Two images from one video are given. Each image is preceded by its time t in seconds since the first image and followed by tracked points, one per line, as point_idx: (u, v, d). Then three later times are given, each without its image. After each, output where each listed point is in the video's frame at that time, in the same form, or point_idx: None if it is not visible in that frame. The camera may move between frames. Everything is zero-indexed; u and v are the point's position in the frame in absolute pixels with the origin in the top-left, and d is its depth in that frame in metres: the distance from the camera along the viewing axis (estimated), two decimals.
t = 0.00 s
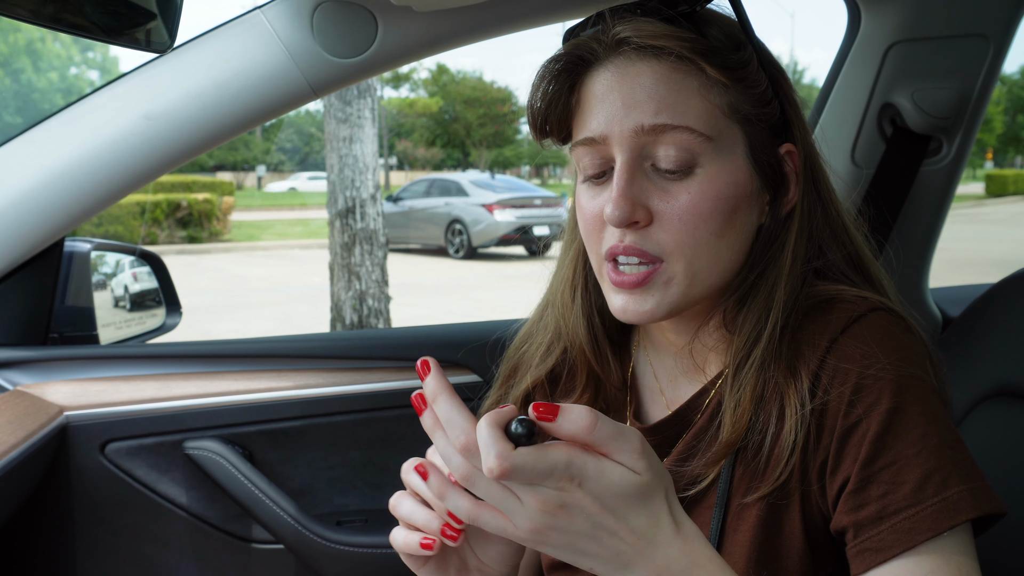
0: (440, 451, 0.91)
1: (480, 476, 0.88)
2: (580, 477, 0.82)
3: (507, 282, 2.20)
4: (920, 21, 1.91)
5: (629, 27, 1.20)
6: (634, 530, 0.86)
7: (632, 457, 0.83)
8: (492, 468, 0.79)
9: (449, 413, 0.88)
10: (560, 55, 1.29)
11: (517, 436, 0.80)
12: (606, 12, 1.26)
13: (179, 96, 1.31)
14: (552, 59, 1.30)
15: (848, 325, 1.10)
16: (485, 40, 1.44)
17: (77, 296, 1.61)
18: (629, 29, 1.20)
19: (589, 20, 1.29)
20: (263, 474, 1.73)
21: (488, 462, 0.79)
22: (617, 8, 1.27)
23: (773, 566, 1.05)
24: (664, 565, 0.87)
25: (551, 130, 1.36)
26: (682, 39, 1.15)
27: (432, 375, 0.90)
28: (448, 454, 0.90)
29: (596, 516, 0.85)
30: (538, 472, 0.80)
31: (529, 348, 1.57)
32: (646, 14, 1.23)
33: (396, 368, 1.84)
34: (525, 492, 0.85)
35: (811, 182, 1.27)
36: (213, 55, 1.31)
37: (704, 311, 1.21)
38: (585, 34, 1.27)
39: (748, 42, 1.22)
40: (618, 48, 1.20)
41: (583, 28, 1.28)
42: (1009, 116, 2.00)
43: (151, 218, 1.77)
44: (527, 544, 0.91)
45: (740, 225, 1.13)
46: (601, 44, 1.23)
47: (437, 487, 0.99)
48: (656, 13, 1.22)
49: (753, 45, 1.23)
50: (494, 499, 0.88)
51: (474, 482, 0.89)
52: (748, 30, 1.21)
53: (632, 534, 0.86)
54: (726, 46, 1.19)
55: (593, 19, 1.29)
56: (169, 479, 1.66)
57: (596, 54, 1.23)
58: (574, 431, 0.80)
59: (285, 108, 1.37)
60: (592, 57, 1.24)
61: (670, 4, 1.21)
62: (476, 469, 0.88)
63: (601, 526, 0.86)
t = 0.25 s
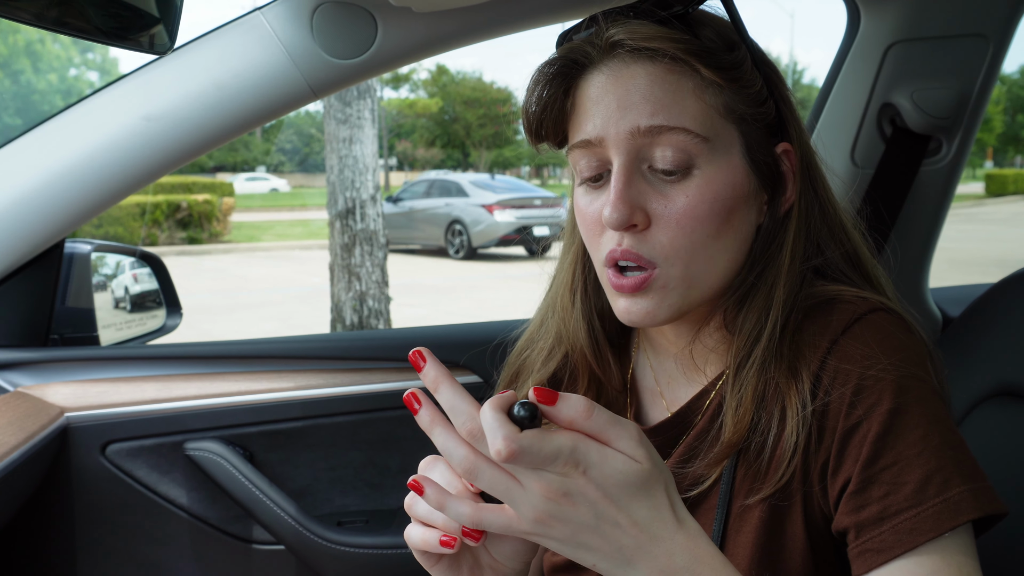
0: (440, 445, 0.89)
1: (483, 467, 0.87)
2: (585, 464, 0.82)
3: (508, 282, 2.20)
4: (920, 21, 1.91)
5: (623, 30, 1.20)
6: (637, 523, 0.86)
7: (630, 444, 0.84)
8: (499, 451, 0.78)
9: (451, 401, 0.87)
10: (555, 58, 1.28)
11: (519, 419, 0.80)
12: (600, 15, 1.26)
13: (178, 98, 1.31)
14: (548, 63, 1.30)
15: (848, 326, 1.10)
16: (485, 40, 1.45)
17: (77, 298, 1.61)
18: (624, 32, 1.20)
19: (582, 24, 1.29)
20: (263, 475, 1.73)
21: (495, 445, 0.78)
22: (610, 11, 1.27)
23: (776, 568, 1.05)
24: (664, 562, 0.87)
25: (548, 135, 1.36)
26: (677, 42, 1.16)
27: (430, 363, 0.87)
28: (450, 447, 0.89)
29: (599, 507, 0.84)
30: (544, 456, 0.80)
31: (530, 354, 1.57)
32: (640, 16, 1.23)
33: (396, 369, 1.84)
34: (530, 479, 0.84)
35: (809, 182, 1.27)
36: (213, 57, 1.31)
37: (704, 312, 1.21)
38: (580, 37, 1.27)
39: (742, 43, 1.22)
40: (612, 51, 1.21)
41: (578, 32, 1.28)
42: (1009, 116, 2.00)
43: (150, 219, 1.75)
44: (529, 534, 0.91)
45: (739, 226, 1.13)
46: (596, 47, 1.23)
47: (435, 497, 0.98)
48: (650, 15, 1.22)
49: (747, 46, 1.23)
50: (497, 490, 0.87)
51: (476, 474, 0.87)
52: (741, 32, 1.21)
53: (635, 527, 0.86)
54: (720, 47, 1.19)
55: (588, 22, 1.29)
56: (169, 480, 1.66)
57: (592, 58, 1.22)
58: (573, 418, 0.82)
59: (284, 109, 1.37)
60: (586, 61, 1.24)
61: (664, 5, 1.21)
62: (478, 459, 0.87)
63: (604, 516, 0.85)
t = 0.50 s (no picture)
0: (435, 450, 0.90)
1: (478, 469, 0.88)
2: (578, 460, 0.82)
3: (508, 283, 2.20)
4: (922, 23, 1.91)
5: (622, 32, 1.20)
6: (633, 522, 0.86)
7: (619, 438, 0.85)
8: (493, 444, 0.78)
9: (446, 405, 0.87)
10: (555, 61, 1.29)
11: (514, 414, 0.81)
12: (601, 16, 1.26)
13: (181, 98, 1.31)
14: (548, 65, 1.30)
15: (848, 328, 1.10)
16: (486, 41, 1.45)
17: (77, 298, 1.62)
18: (623, 34, 1.20)
19: (582, 26, 1.29)
20: (264, 476, 1.73)
21: (488, 439, 0.79)
22: (610, 13, 1.26)
23: (777, 570, 1.05)
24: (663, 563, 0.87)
25: (548, 138, 1.36)
26: (677, 44, 1.15)
27: (421, 369, 0.88)
28: (444, 452, 0.90)
29: (594, 505, 0.84)
30: (536, 451, 0.80)
31: (531, 358, 1.57)
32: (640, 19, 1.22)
33: (397, 369, 1.84)
34: (525, 477, 0.84)
35: (810, 183, 1.27)
36: (214, 57, 1.31)
37: (705, 314, 1.22)
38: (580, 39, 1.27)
39: (742, 45, 1.22)
40: (612, 54, 1.21)
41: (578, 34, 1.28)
42: (1010, 118, 2.00)
43: (151, 219, 1.76)
44: (528, 536, 0.90)
45: (739, 228, 1.13)
46: (596, 49, 1.23)
47: (432, 508, 0.99)
48: (650, 17, 1.22)
49: (747, 48, 1.23)
50: (493, 492, 0.87)
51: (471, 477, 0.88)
52: (741, 34, 1.21)
53: (631, 526, 0.86)
54: (720, 50, 1.19)
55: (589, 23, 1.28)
56: (170, 480, 1.66)
57: (592, 60, 1.22)
58: (561, 414, 0.84)
59: (287, 109, 1.38)
60: (586, 63, 1.24)
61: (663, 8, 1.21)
62: (473, 462, 0.88)
63: (600, 515, 0.85)
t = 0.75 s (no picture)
0: (425, 471, 0.89)
1: (470, 484, 0.86)
2: (567, 463, 0.83)
3: (509, 284, 2.20)
4: (923, 24, 1.91)
5: (621, 40, 1.20)
6: (631, 523, 0.85)
7: (604, 441, 0.87)
8: (477, 441, 0.79)
9: (436, 419, 0.87)
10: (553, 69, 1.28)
11: (500, 418, 0.84)
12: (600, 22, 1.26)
13: (182, 98, 1.31)
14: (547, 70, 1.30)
15: (849, 330, 1.10)
16: (488, 42, 1.45)
17: (78, 297, 1.62)
18: (623, 40, 1.20)
19: (581, 29, 1.29)
20: (264, 475, 1.73)
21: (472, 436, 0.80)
22: (609, 17, 1.26)
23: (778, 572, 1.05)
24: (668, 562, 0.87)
25: (548, 142, 1.37)
26: (677, 50, 1.15)
27: (414, 390, 0.89)
28: (435, 472, 0.89)
29: (588, 509, 0.84)
30: (521, 449, 0.81)
31: (533, 359, 1.58)
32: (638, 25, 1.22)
33: (397, 370, 1.84)
34: (515, 484, 0.83)
35: (810, 184, 1.27)
36: (217, 58, 1.31)
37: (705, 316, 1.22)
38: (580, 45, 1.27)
39: (741, 49, 1.22)
40: (612, 60, 1.20)
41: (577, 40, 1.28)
42: (1011, 120, 2.00)
43: (153, 218, 1.76)
44: (527, 552, 0.88)
45: (741, 232, 1.13)
46: (596, 55, 1.23)
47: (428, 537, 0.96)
48: (648, 23, 1.21)
49: (746, 51, 1.23)
50: (486, 506, 0.85)
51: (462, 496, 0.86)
52: (740, 36, 1.21)
53: (629, 527, 0.85)
54: (719, 54, 1.19)
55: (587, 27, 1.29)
56: (170, 480, 1.66)
57: (591, 66, 1.22)
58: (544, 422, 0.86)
59: (288, 109, 1.38)
60: (586, 70, 1.23)
61: (661, 13, 1.21)
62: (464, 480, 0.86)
63: (595, 519, 0.84)
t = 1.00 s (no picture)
0: (411, 486, 0.89)
1: (459, 493, 0.87)
2: (552, 468, 0.85)
3: (509, 284, 2.19)
4: (923, 24, 1.92)
5: (624, 43, 1.19)
6: (620, 528, 0.86)
7: (577, 452, 0.90)
8: (465, 441, 0.82)
9: (423, 437, 0.88)
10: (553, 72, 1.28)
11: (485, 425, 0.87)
12: (604, 22, 1.26)
13: (183, 98, 1.31)
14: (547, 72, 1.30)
15: (848, 330, 1.10)
16: (488, 43, 1.45)
17: (78, 297, 1.62)
18: (626, 41, 1.20)
19: (583, 28, 1.29)
20: (265, 476, 1.73)
21: (459, 438, 0.82)
22: (612, 18, 1.26)
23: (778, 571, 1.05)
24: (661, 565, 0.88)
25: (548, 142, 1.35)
26: (679, 52, 1.15)
27: (399, 416, 0.91)
28: (423, 485, 0.89)
29: (577, 515, 0.85)
30: (505, 451, 0.83)
31: (534, 361, 1.57)
32: (639, 27, 1.22)
33: (398, 370, 1.84)
34: (503, 491, 0.84)
35: (811, 185, 1.27)
36: (218, 60, 1.31)
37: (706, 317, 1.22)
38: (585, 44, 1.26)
39: (742, 51, 1.22)
40: (613, 63, 1.20)
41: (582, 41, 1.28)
42: (1011, 120, 2.00)
43: (153, 219, 1.76)
44: (517, 566, 0.87)
45: (744, 233, 1.14)
46: (600, 56, 1.22)
47: (418, 560, 0.92)
48: (651, 25, 1.21)
49: (747, 52, 1.22)
50: (476, 516, 0.86)
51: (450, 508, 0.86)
52: (741, 37, 1.21)
53: (619, 531, 0.86)
54: (720, 55, 1.19)
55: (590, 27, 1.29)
56: (171, 480, 1.67)
57: (593, 68, 1.22)
58: (524, 434, 0.89)
59: (288, 110, 1.38)
60: (586, 72, 1.23)
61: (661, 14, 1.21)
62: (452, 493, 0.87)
63: (583, 526, 0.85)
